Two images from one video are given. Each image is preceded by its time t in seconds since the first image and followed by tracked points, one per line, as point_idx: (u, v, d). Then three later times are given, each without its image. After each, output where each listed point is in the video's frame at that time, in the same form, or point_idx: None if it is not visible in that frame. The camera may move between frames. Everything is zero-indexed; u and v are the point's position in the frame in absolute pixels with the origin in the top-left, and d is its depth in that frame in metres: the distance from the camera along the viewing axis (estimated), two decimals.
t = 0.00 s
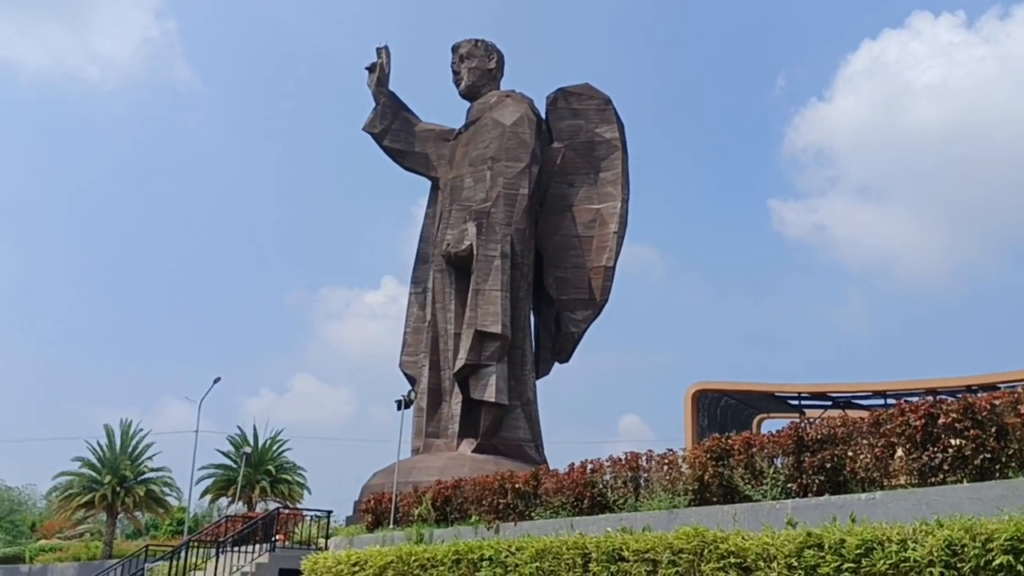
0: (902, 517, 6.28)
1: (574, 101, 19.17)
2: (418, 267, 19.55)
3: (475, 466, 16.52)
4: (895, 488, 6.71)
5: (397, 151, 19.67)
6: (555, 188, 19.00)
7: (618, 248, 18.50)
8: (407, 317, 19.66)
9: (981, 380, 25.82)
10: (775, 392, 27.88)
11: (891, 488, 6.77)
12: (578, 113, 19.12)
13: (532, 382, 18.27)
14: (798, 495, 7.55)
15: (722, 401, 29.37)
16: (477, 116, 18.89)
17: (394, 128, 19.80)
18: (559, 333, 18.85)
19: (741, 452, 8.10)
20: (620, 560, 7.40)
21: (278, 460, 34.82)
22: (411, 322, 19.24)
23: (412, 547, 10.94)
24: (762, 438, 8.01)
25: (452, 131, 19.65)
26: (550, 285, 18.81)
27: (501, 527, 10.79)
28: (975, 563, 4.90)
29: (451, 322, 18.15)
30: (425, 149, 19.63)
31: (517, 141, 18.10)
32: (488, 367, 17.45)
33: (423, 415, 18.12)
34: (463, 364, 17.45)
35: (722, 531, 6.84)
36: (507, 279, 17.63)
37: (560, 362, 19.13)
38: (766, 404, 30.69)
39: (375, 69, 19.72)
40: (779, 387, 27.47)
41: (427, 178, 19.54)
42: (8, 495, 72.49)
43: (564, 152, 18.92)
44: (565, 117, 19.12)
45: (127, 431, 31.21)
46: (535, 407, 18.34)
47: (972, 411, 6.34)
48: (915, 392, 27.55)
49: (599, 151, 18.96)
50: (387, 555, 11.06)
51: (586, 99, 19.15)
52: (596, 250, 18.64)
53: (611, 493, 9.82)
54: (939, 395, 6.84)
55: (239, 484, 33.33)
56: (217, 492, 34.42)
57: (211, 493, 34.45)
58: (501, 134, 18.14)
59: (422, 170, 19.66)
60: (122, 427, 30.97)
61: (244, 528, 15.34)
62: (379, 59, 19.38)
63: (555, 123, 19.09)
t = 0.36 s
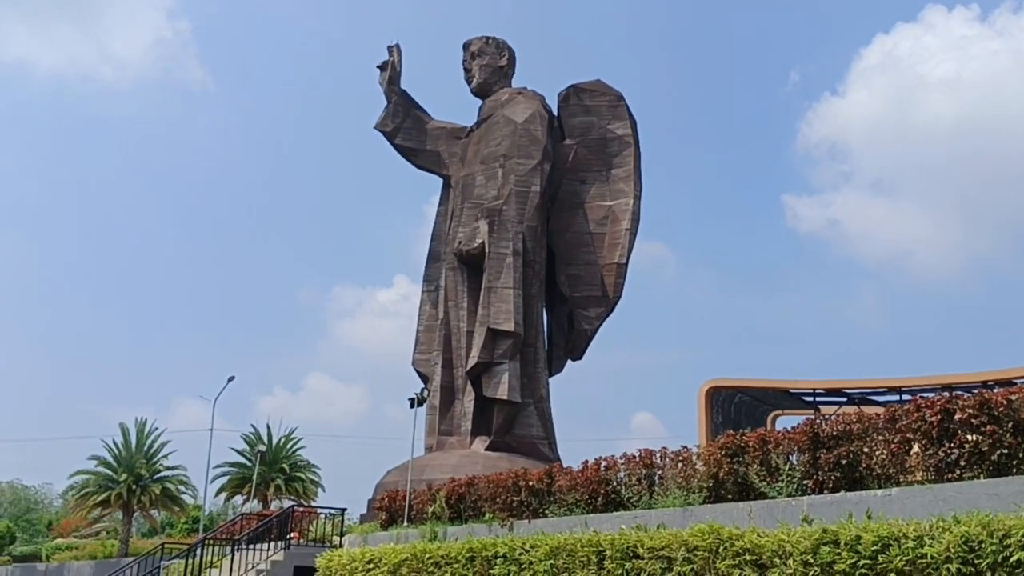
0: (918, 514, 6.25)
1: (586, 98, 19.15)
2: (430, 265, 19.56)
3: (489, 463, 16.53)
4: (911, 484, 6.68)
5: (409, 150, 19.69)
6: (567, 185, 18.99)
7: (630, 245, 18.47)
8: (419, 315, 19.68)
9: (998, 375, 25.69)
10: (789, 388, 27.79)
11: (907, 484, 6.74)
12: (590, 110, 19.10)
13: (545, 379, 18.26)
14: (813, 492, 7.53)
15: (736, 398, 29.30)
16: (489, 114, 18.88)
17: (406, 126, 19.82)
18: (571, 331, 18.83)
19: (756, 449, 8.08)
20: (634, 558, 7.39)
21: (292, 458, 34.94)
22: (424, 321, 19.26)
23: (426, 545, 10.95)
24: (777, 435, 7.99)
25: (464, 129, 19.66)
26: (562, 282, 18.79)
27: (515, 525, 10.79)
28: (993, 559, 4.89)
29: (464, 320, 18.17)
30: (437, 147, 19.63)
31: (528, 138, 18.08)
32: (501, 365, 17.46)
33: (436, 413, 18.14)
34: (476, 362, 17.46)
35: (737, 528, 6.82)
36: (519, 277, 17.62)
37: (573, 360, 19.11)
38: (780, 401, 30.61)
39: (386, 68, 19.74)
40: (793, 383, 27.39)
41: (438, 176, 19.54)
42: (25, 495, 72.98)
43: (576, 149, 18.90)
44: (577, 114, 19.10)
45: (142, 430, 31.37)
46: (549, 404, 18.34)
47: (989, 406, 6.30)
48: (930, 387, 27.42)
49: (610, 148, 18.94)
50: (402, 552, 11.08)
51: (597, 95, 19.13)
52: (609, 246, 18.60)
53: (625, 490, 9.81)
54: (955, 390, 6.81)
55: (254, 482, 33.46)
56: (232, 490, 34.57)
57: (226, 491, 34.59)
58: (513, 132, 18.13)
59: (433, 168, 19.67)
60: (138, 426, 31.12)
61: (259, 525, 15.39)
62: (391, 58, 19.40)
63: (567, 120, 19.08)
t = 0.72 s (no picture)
0: (940, 508, 6.20)
1: (602, 93, 19.11)
2: (447, 261, 19.58)
3: (506, 459, 16.54)
4: (932, 479, 6.64)
5: (425, 146, 19.71)
6: (584, 180, 18.96)
7: (647, 240, 18.41)
8: (437, 312, 19.70)
9: (1019, 369, 25.46)
10: (809, 383, 27.65)
11: (928, 479, 6.69)
12: (606, 105, 19.06)
13: (563, 375, 18.25)
14: (834, 487, 7.50)
15: (755, 393, 29.18)
16: (504, 109, 18.87)
17: (421, 123, 19.84)
18: (589, 326, 18.80)
19: (776, 444, 8.05)
20: (654, 553, 7.37)
21: (311, 455, 35.09)
22: (441, 317, 19.28)
23: (445, 541, 10.96)
24: (797, 429, 7.95)
25: (479, 125, 19.65)
26: (579, 278, 18.76)
27: (534, 520, 10.78)
28: (1016, 553, 4.85)
29: (481, 316, 18.18)
30: (453, 143, 19.64)
31: (544, 134, 18.05)
32: (519, 361, 17.46)
33: (454, 409, 18.16)
34: (493, 358, 17.47)
35: (757, 523, 6.79)
36: (536, 273, 17.61)
37: (591, 355, 19.09)
38: (800, 395, 30.47)
39: (402, 65, 19.76)
40: (813, 377, 27.25)
41: (454, 172, 19.55)
42: (47, 493, 73.64)
43: (592, 144, 18.87)
44: (593, 109, 19.06)
45: (163, 427, 31.58)
46: (566, 400, 18.32)
47: (1011, 400, 6.24)
48: (951, 381, 27.22)
49: (627, 142, 18.89)
50: (421, 549, 11.10)
51: (613, 90, 19.08)
52: (625, 241, 18.55)
53: (644, 486, 9.80)
54: (977, 383, 6.75)
55: (274, 479, 33.62)
56: (251, 487, 34.75)
57: (246, 487, 34.78)
58: (529, 127, 18.11)
59: (449, 165, 19.67)
60: (158, 423, 31.30)
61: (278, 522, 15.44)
62: (406, 54, 19.42)
63: (583, 115, 19.05)
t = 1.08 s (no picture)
0: (966, 501, 6.15)
1: (621, 86, 19.04)
2: (468, 256, 19.60)
3: (528, 454, 16.55)
4: (958, 471, 6.58)
5: (444, 142, 19.71)
6: (604, 174, 18.91)
7: (668, 233, 18.34)
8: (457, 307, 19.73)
9: None
10: (832, 375, 27.48)
11: (954, 471, 6.64)
12: (625, 98, 18.99)
13: (584, 369, 18.23)
14: (858, 480, 7.45)
15: (778, 386, 29.03)
16: (524, 104, 18.84)
17: (441, 118, 19.85)
18: (610, 320, 18.77)
19: (799, 437, 8.01)
20: (677, 547, 7.36)
21: (334, 450, 35.25)
22: (462, 312, 19.30)
23: (468, 535, 10.99)
24: (821, 422, 7.91)
25: (499, 120, 19.64)
26: (600, 272, 18.73)
27: (557, 514, 10.77)
28: None
29: (501, 311, 18.19)
30: (472, 138, 19.63)
31: (564, 127, 18.01)
32: (540, 355, 17.46)
33: (475, 404, 18.19)
34: (515, 352, 17.48)
35: (781, 516, 6.75)
36: (556, 267, 17.60)
37: (612, 349, 19.06)
38: (823, 388, 30.28)
39: (421, 60, 19.79)
40: (836, 370, 27.07)
41: (474, 167, 19.54)
42: (74, 489, 74.45)
43: (612, 137, 18.81)
44: (612, 102, 19.00)
45: (187, 423, 31.81)
46: (588, 394, 18.30)
47: None
48: (977, 373, 26.97)
49: (647, 135, 18.82)
50: (443, 543, 11.13)
51: (633, 83, 19.02)
52: (646, 235, 18.49)
53: (667, 479, 9.77)
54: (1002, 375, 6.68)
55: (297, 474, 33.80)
56: (275, 482, 34.95)
57: (270, 483, 34.98)
58: (548, 121, 18.08)
59: (469, 160, 19.67)
60: (182, 419, 31.54)
61: (302, 517, 15.50)
62: (425, 50, 19.43)
63: (603, 109, 19.00)
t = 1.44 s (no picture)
0: (1008, 487, 6.06)
1: (653, 73, 18.92)
2: (501, 247, 19.61)
3: (564, 443, 16.56)
4: (1000, 457, 6.49)
5: (476, 132, 19.72)
6: (636, 161, 18.82)
7: (703, 220, 18.22)
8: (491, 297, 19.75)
9: None
10: (871, 361, 27.18)
11: (996, 457, 6.55)
12: (657, 85, 18.87)
13: (619, 358, 18.19)
14: (898, 467, 7.38)
15: (816, 372, 28.78)
16: (555, 93, 18.79)
17: (472, 109, 19.86)
18: (645, 309, 18.70)
19: (838, 424, 7.94)
20: (715, 535, 7.33)
21: (371, 441, 35.50)
22: (496, 302, 19.33)
23: (505, 524, 11.03)
24: (860, 408, 7.84)
25: (530, 109, 19.61)
26: (634, 260, 18.67)
27: (593, 503, 10.77)
28: None
29: (535, 301, 18.19)
30: (504, 128, 19.62)
31: (595, 116, 17.94)
32: (574, 345, 17.45)
33: (511, 394, 18.22)
34: (549, 342, 17.48)
35: (820, 503, 6.70)
36: (590, 256, 17.56)
37: (647, 338, 19.00)
38: (862, 374, 29.97)
39: (451, 51, 19.79)
40: (875, 355, 26.77)
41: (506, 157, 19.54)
42: (117, 481, 75.67)
43: (644, 125, 18.71)
44: (644, 89, 18.89)
45: (227, 415, 32.18)
46: (624, 382, 18.26)
47: None
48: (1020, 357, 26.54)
49: (680, 122, 18.69)
50: (481, 532, 11.18)
51: (665, 70, 18.89)
52: (680, 222, 18.39)
53: (704, 467, 9.74)
54: None
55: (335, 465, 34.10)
56: (314, 473, 35.26)
57: (309, 474, 35.31)
58: (580, 110, 18.02)
59: (501, 150, 19.66)
60: (221, 411, 31.91)
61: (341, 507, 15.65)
62: (455, 41, 19.43)
63: (634, 96, 18.89)
